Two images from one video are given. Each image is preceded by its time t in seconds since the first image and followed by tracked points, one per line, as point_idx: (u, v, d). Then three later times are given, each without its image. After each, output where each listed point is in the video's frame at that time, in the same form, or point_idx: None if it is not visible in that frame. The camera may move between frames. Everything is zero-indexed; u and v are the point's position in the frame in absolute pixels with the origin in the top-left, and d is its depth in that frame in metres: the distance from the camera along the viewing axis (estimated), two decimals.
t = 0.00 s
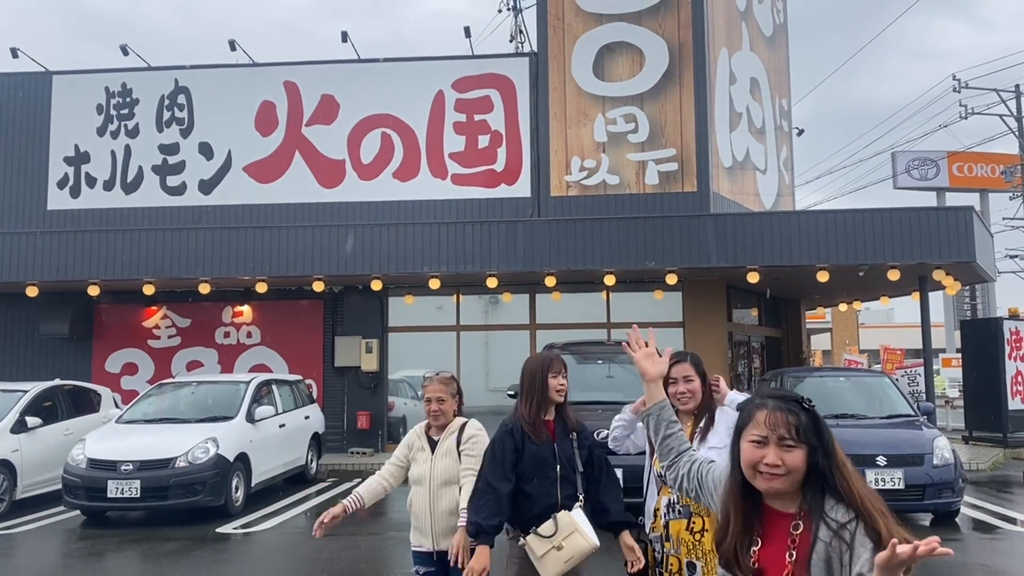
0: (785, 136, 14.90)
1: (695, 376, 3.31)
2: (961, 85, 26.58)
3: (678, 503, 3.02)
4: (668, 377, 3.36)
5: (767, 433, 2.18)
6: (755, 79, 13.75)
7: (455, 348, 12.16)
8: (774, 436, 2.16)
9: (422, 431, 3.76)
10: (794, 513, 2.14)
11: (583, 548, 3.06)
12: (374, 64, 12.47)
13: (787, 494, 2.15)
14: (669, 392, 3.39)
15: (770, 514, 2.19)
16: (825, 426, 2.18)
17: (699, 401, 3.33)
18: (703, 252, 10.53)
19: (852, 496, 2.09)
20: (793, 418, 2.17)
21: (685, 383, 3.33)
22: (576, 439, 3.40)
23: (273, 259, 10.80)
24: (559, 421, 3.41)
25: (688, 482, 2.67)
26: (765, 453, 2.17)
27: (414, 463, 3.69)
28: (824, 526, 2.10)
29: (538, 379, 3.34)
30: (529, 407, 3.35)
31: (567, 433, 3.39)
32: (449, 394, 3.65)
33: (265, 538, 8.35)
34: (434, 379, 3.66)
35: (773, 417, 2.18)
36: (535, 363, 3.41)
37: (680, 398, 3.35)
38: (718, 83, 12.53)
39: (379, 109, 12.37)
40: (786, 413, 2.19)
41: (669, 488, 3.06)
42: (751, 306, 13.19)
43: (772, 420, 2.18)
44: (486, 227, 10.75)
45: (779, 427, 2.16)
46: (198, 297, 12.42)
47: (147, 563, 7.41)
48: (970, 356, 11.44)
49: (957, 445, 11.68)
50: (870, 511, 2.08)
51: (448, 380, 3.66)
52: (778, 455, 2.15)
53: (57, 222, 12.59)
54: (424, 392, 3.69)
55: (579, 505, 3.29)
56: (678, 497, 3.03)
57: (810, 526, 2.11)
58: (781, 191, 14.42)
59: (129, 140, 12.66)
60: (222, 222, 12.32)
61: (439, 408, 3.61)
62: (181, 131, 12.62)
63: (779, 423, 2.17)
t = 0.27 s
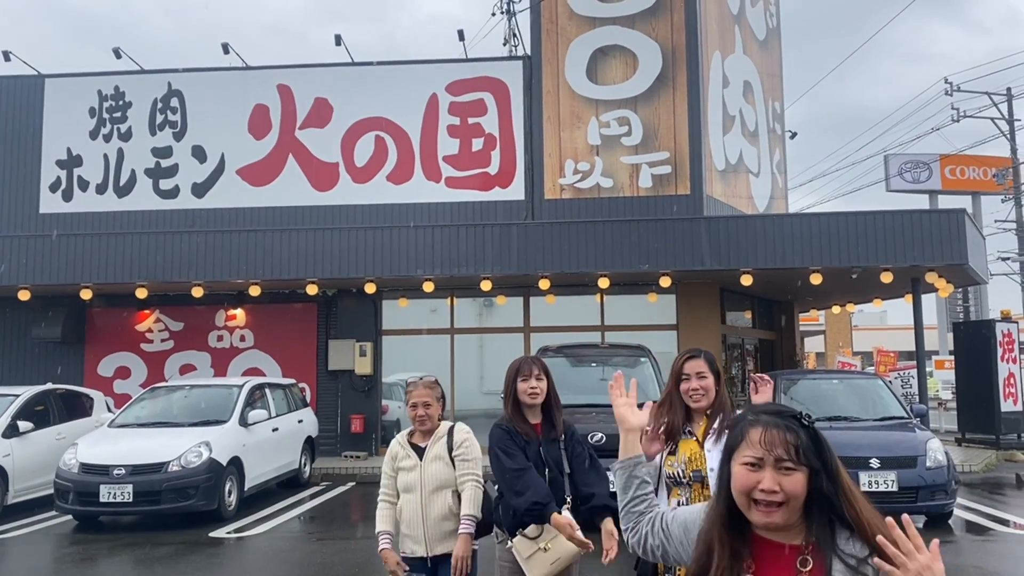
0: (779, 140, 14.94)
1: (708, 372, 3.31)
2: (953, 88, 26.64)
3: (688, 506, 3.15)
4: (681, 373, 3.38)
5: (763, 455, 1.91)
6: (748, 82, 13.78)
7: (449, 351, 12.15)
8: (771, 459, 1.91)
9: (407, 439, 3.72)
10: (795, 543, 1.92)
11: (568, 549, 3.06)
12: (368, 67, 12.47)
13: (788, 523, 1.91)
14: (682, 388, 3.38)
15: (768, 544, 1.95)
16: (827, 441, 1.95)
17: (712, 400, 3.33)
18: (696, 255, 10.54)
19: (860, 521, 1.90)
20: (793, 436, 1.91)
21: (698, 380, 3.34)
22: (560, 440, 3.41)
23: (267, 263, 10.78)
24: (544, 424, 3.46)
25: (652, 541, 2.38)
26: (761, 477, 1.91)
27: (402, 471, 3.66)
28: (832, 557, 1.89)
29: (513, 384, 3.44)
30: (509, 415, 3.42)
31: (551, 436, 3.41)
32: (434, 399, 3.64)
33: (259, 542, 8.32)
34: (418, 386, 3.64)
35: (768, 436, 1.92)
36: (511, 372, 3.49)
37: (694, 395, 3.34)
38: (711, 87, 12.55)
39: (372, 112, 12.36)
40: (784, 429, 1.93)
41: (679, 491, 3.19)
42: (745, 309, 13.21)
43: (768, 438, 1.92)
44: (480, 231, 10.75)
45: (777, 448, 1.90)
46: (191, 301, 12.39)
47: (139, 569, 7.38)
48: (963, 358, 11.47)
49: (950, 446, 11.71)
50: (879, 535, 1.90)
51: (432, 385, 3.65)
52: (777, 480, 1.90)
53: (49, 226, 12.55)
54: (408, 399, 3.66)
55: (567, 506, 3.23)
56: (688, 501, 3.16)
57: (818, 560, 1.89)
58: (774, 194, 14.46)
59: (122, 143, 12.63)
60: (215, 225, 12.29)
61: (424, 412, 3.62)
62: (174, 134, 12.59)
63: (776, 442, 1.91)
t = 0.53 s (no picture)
0: (770, 142, 14.98)
1: (709, 375, 3.26)
2: (943, 90, 26.72)
3: (697, 512, 3.14)
4: (679, 376, 3.33)
5: (764, 466, 1.74)
6: (739, 85, 13.81)
7: (441, 353, 12.14)
8: (774, 471, 1.74)
9: (398, 442, 3.71)
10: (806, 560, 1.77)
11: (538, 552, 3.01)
12: (360, 69, 12.45)
13: (792, 545, 1.73)
14: (681, 392, 3.32)
15: (774, 567, 1.78)
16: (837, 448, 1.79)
17: (714, 403, 3.28)
18: (688, 257, 10.56)
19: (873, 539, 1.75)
20: (799, 443, 1.75)
21: (698, 382, 3.28)
22: (548, 445, 3.41)
23: (258, 265, 10.75)
24: (535, 426, 3.48)
25: None
26: (765, 493, 1.73)
27: (393, 475, 3.64)
28: None
29: (506, 383, 3.49)
30: (500, 415, 3.48)
31: (540, 438, 3.42)
32: (426, 402, 3.64)
33: (250, 545, 8.30)
34: (409, 389, 3.63)
35: (770, 445, 1.75)
36: (506, 373, 3.55)
37: (693, 398, 3.27)
38: (702, 89, 12.58)
39: (364, 114, 12.35)
40: (785, 435, 1.77)
41: (688, 497, 3.17)
42: (736, 310, 13.24)
43: (771, 448, 1.75)
44: (472, 233, 10.74)
45: (781, 459, 1.74)
46: (181, 303, 12.34)
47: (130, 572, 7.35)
48: (953, 359, 11.52)
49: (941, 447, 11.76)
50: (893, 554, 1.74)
51: (423, 389, 3.64)
52: (782, 495, 1.72)
53: (39, 228, 12.49)
54: (399, 403, 3.65)
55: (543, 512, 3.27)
56: (697, 507, 3.15)
57: None
58: (765, 196, 14.50)
59: (112, 145, 12.58)
60: (206, 227, 12.26)
61: (415, 416, 3.60)
62: (165, 136, 12.55)
63: (780, 451, 1.74)
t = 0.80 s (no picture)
0: (758, 142, 15.04)
1: (688, 376, 3.29)
2: (929, 91, 26.88)
3: (688, 514, 3.14)
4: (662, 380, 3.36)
5: (825, 474, 1.58)
6: (728, 86, 13.86)
7: (430, 354, 12.13)
8: (839, 479, 1.57)
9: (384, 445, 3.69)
10: None
11: (516, 559, 2.91)
12: (349, 68, 12.43)
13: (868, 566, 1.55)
14: (665, 396, 3.33)
15: None
16: (918, 446, 1.61)
17: (699, 405, 3.28)
18: (677, 258, 10.59)
19: (967, 555, 1.55)
20: (863, 444, 1.58)
21: (678, 385, 3.29)
22: (537, 450, 3.28)
23: (246, 266, 10.71)
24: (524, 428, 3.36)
25: None
26: (831, 505, 1.56)
27: (378, 480, 3.61)
28: None
29: (498, 383, 3.39)
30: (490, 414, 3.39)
31: (527, 442, 3.29)
32: (415, 405, 3.60)
33: (238, 547, 8.27)
34: (399, 390, 3.60)
35: (832, 449, 1.59)
36: (497, 374, 3.43)
37: (676, 401, 3.29)
38: (691, 90, 12.61)
39: (353, 114, 12.32)
40: (848, 434, 1.60)
41: (678, 500, 3.18)
42: (725, 310, 13.28)
43: (830, 452, 1.59)
44: (461, 233, 10.74)
45: (847, 464, 1.57)
46: (169, 303, 12.28)
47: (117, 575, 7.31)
48: (940, 359, 11.59)
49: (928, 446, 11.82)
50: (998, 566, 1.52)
51: (414, 391, 3.60)
52: (851, 508, 1.55)
53: (25, 228, 12.40)
54: (389, 404, 3.61)
55: (526, 514, 3.20)
56: (688, 509, 3.15)
57: None
58: (754, 196, 14.55)
59: (99, 144, 12.50)
60: (194, 227, 12.20)
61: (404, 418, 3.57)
62: (152, 135, 12.49)
63: (845, 454, 1.58)
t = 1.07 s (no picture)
0: (743, 141, 15.09)
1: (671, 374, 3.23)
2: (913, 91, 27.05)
3: (663, 510, 3.16)
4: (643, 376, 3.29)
5: (886, 488, 1.38)
6: (713, 84, 13.89)
7: (416, 352, 12.11)
8: (902, 492, 1.37)
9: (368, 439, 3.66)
10: None
11: (495, 562, 2.87)
12: (334, 65, 12.37)
13: None
14: (645, 392, 3.30)
15: None
16: (1004, 449, 1.39)
17: (678, 402, 3.25)
18: (662, 256, 10.61)
19: None
20: (931, 448, 1.38)
21: (660, 382, 3.25)
22: (517, 450, 3.20)
23: (231, 263, 10.65)
24: (503, 428, 3.29)
25: None
26: (898, 526, 1.36)
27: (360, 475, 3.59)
28: None
29: (476, 382, 3.34)
30: (467, 413, 3.32)
31: (507, 442, 3.22)
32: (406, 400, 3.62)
33: (223, 546, 8.23)
34: (392, 383, 3.62)
35: (896, 457, 1.39)
36: (476, 372, 3.38)
37: (657, 398, 3.26)
38: (677, 89, 12.64)
39: (338, 111, 12.27)
40: (912, 437, 1.39)
41: (653, 496, 3.19)
42: (710, 308, 13.33)
43: (893, 459, 1.39)
44: (447, 231, 10.72)
45: (914, 474, 1.37)
46: (152, 301, 12.19)
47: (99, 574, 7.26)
48: (923, 356, 11.68)
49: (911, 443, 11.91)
50: None
51: (406, 385, 3.63)
52: (918, 529, 1.35)
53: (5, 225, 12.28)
54: (378, 396, 3.60)
55: (504, 517, 3.10)
56: (662, 505, 3.17)
57: None
58: (739, 194, 14.60)
59: (81, 141, 12.40)
60: (178, 224, 12.12)
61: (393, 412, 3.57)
62: (135, 132, 12.39)
63: (913, 463, 1.38)
